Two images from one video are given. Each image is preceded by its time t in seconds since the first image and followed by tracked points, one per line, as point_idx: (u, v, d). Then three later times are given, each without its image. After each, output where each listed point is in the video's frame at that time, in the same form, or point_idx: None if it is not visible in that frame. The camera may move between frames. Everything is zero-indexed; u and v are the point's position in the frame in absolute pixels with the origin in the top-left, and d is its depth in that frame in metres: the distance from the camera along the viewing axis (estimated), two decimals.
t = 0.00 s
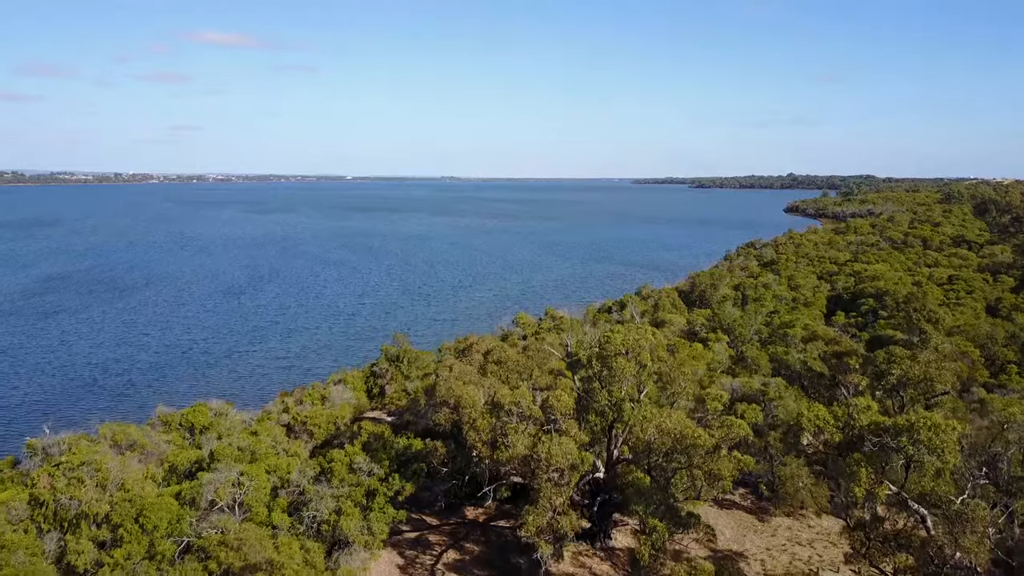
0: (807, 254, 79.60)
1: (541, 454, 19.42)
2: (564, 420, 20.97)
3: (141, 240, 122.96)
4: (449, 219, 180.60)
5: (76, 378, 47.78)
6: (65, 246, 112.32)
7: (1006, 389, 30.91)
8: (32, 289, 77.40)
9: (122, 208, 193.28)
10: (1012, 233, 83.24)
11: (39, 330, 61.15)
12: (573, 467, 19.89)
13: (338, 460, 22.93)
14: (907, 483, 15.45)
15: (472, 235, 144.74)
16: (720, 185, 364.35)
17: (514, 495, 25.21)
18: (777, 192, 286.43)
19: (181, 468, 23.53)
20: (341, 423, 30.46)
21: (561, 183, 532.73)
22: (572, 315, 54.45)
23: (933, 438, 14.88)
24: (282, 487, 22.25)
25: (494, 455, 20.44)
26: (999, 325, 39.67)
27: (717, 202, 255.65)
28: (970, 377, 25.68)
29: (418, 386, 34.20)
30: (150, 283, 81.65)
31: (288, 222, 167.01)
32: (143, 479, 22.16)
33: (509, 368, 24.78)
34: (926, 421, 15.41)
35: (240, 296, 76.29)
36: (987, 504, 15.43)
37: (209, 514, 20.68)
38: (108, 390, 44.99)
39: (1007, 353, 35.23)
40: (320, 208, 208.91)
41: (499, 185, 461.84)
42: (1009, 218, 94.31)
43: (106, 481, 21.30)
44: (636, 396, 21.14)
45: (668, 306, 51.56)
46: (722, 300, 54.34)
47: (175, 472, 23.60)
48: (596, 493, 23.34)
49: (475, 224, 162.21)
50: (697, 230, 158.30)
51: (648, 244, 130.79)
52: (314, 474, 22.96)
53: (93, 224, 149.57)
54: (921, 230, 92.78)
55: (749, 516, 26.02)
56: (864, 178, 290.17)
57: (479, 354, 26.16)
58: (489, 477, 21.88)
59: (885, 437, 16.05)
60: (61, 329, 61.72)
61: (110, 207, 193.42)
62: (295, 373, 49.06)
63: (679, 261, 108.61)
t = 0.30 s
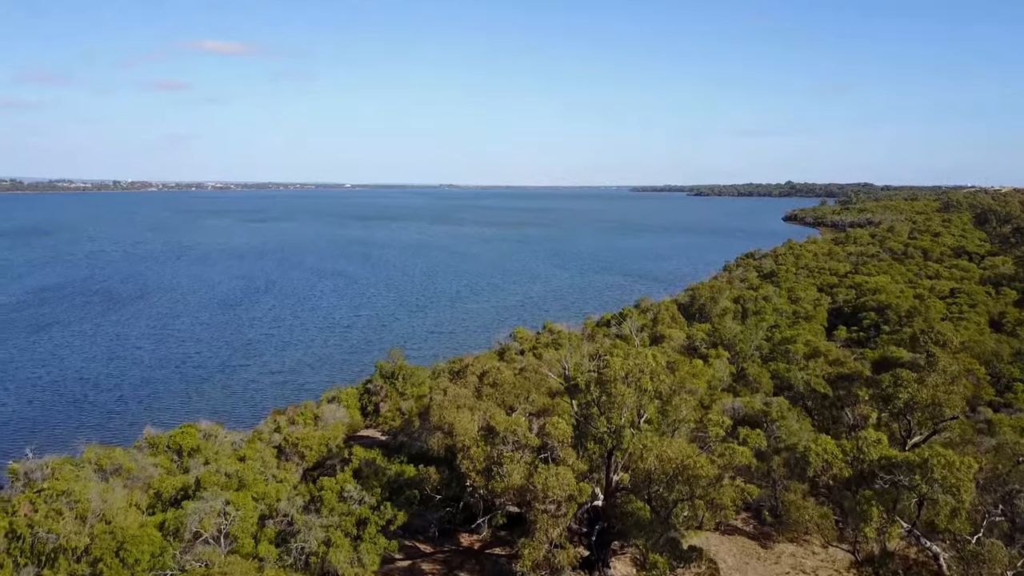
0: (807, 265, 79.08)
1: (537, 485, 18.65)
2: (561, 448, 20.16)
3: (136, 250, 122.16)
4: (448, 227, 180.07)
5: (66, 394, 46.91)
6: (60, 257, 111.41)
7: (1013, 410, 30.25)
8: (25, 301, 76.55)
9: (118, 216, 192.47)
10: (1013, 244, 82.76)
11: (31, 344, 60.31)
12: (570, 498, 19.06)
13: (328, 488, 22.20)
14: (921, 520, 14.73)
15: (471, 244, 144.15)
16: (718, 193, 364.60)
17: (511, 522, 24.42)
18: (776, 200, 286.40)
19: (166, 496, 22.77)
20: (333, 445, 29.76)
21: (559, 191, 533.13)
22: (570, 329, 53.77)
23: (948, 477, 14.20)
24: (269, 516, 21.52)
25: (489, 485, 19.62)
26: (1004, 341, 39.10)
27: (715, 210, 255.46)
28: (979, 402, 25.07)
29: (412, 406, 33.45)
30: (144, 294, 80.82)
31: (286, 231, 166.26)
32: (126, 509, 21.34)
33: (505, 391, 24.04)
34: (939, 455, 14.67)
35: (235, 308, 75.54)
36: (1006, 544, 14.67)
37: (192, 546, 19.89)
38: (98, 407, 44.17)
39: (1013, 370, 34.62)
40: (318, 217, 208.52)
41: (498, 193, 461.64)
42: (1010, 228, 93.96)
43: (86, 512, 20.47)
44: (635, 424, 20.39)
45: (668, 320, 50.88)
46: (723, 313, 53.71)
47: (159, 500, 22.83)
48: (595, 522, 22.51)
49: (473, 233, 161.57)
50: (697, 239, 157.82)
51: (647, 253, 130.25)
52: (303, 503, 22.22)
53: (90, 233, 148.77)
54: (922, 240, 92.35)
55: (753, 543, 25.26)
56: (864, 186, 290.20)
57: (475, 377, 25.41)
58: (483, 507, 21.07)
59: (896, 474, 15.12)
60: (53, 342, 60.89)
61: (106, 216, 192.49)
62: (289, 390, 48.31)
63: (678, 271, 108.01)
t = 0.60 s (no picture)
0: (806, 276, 78.64)
1: (533, 517, 17.95)
2: (558, 477, 19.47)
3: (130, 259, 121.27)
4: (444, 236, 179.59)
5: (53, 410, 46.04)
6: (52, 267, 110.43)
7: (1019, 429, 29.57)
8: (15, 313, 75.62)
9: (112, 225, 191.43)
10: (1012, 254, 82.37)
11: (19, 358, 59.41)
12: (567, 530, 18.35)
13: (317, 516, 21.50)
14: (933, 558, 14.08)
15: (467, 253, 143.60)
16: (715, 201, 364.73)
17: (506, 549, 23.68)
18: (772, 208, 286.47)
19: (150, 524, 22.02)
20: (324, 466, 29.08)
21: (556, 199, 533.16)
22: (567, 342, 53.15)
23: (963, 516, 13.52)
24: (255, 546, 20.81)
25: (482, 516, 18.88)
26: (1007, 356, 38.59)
27: (712, 218, 255.57)
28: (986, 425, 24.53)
29: (405, 425, 32.69)
30: (137, 306, 79.96)
31: (282, 240, 165.44)
32: (106, 539, 20.56)
33: (500, 414, 23.40)
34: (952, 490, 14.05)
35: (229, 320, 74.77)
36: None
37: None
38: (86, 423, 43.36)
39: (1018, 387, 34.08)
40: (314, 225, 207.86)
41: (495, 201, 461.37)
42: (1008, 238, 93.72)
43: (64, 544, 19.69)
44: (634, 452, 19.74)
45: (666, 333, 50.20)
46: (721, 326, 53.13)
47: (143, 528, 22.08)
48: (592, 551, 21.77)
49: (469, 242, 161.00)
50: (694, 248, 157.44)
51: (644, 262, 129.83)
52: (291, 532, 21.53)
53: (84, 242, 147.79)
54: (920, 249, 92.06)
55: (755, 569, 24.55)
56: (860, 194, 290.55)
57: (469, 398, 24.74)
58: (477, 537, 20.35)
59: (910, 512, 14.43)
60: (42, 355, 60.08)
61: (100, 225, 191.41)
62: (281, 406, 47.50)
63: (674, 281, 107.44)
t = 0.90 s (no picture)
0: (805, 286, 78.14)
1: (526, 549, 17.14)
2: (553, 505, 18.72)
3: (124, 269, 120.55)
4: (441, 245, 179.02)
5: (41, 427, 45.18)
6: (46, 277, 109.62)
7: None
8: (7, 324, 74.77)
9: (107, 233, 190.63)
10: (1011, 265, 81.79)
11: (9, 371, 58.55)
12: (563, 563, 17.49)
13: (304, 545, 20.86)
14: None
15: (464, 261, 143.05)
16: (712, 208, 364.60)
17: None
18: (769, 216, 286.48)
19: (131, 552, 21.23)
20: (315, 487, 28.32)
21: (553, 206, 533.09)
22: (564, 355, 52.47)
23: (979, 557, 12.84)
24: None
25: (475, 547, 18.12)
26: (1011, 371, 37.96)
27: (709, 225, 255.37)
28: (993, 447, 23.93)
29: (398, 445, 31.94)
30: (130, 317, 79.14)
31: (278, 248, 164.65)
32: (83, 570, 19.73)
33: (495, 439, 22.78)
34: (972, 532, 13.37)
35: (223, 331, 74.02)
36: None
37: None
38: (74, 439, 42.57)
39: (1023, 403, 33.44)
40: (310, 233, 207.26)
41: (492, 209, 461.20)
42: (1007, 247, 93.30)
43: None
44: (632, 479, 19.06)
45: (664, 347, 49.49)
46: (720, 340, 52.48)
47: (124, 556, 21.31)
48: None
49: (466, 251, 160.22)
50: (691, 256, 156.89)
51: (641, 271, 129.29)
52: (277, 562, 20.82)
53: (79, 251, 146.92)
54: (919, 259, 91.58)
55: None
56: (857, 201, 290.46)
57: (462, 421, 24.01)
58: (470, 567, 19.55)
59: (924, 554, 13.78)
60: (33, 368, 59.29)
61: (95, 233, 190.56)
62: (273, 421, 46.64)
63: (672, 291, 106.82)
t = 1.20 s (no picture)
0: (802, 291, 77.71)
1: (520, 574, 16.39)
2: (548, 528, 18.02)
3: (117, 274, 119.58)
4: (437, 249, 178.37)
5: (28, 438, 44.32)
6: (39, 282, 108.57)
7: None
8: None
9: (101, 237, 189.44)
10: (1008, 270, 81.46)
11: None
12: None
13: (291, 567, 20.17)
14: None
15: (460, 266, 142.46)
16: (707, 212, 364.52)
17: None
18: (764, 220, 286.48)
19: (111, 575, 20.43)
20: (304, 502, 27.64)
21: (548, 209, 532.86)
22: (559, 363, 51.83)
23: None
24: None
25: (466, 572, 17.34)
26: (1013, 381, 37.46)
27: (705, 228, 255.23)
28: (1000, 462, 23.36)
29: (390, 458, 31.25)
30: (121, 324, 78.24)
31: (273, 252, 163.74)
32: None
33: (489, 457, 22.14)
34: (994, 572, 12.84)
35: (215, 338, 73.23)
36: None
37: None
38: (61, 450, 41.75)
39: None
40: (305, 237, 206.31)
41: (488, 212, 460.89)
42: (1004, 252, 93.03)
43: None
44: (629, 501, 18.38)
45: (661, 355, 48.84)
46: (717, 347, 51.90)
47: None
48: None
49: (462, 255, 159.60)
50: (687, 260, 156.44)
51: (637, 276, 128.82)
52: None
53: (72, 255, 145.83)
54: (916, 264, 91.21)
55: None
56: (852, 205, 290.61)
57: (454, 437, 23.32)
58: None
59: None
60: (22, 377, 58.43)
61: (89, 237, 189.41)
62: (264, 431, 45.87)
63: (668, 296, 106.26)
